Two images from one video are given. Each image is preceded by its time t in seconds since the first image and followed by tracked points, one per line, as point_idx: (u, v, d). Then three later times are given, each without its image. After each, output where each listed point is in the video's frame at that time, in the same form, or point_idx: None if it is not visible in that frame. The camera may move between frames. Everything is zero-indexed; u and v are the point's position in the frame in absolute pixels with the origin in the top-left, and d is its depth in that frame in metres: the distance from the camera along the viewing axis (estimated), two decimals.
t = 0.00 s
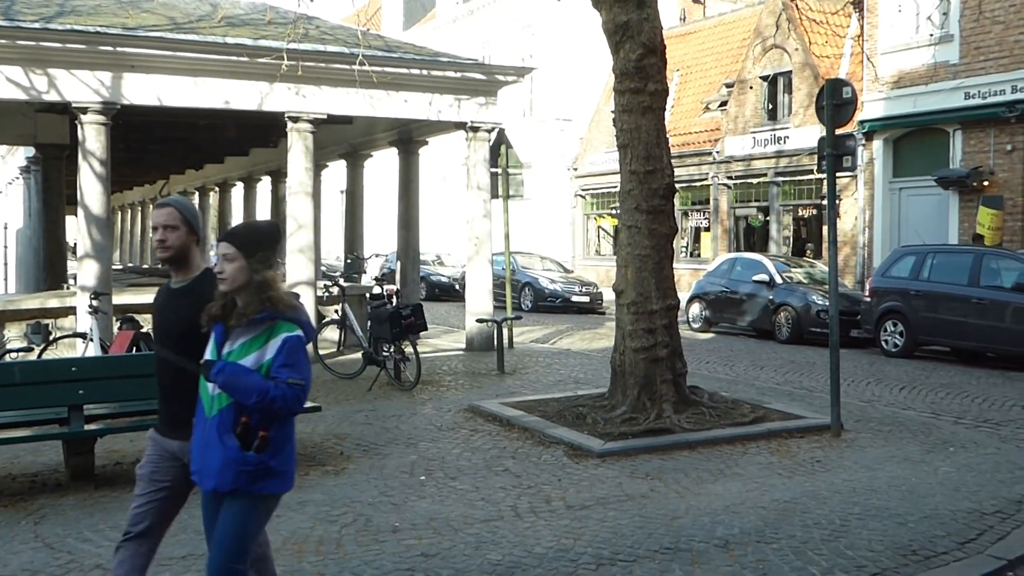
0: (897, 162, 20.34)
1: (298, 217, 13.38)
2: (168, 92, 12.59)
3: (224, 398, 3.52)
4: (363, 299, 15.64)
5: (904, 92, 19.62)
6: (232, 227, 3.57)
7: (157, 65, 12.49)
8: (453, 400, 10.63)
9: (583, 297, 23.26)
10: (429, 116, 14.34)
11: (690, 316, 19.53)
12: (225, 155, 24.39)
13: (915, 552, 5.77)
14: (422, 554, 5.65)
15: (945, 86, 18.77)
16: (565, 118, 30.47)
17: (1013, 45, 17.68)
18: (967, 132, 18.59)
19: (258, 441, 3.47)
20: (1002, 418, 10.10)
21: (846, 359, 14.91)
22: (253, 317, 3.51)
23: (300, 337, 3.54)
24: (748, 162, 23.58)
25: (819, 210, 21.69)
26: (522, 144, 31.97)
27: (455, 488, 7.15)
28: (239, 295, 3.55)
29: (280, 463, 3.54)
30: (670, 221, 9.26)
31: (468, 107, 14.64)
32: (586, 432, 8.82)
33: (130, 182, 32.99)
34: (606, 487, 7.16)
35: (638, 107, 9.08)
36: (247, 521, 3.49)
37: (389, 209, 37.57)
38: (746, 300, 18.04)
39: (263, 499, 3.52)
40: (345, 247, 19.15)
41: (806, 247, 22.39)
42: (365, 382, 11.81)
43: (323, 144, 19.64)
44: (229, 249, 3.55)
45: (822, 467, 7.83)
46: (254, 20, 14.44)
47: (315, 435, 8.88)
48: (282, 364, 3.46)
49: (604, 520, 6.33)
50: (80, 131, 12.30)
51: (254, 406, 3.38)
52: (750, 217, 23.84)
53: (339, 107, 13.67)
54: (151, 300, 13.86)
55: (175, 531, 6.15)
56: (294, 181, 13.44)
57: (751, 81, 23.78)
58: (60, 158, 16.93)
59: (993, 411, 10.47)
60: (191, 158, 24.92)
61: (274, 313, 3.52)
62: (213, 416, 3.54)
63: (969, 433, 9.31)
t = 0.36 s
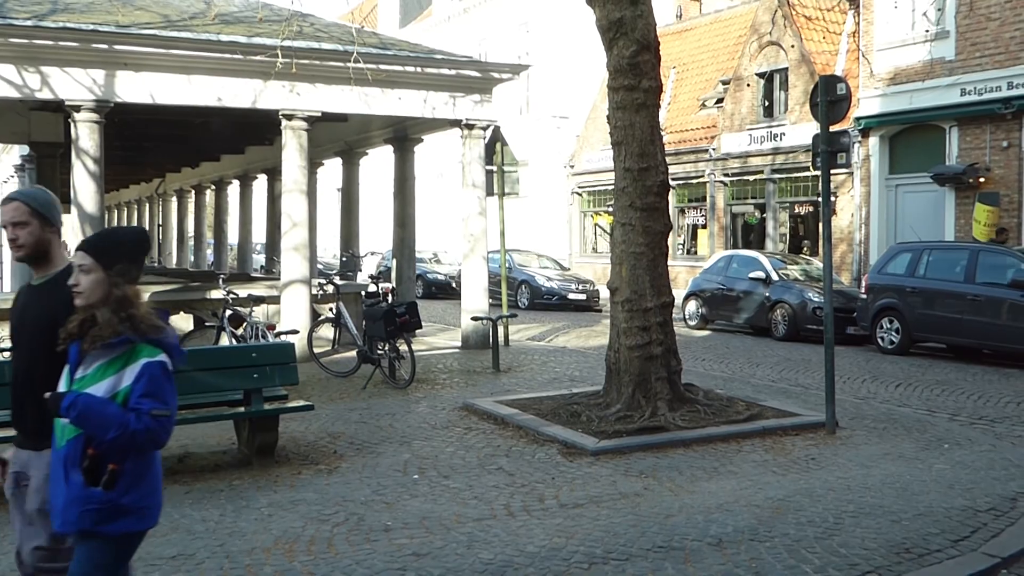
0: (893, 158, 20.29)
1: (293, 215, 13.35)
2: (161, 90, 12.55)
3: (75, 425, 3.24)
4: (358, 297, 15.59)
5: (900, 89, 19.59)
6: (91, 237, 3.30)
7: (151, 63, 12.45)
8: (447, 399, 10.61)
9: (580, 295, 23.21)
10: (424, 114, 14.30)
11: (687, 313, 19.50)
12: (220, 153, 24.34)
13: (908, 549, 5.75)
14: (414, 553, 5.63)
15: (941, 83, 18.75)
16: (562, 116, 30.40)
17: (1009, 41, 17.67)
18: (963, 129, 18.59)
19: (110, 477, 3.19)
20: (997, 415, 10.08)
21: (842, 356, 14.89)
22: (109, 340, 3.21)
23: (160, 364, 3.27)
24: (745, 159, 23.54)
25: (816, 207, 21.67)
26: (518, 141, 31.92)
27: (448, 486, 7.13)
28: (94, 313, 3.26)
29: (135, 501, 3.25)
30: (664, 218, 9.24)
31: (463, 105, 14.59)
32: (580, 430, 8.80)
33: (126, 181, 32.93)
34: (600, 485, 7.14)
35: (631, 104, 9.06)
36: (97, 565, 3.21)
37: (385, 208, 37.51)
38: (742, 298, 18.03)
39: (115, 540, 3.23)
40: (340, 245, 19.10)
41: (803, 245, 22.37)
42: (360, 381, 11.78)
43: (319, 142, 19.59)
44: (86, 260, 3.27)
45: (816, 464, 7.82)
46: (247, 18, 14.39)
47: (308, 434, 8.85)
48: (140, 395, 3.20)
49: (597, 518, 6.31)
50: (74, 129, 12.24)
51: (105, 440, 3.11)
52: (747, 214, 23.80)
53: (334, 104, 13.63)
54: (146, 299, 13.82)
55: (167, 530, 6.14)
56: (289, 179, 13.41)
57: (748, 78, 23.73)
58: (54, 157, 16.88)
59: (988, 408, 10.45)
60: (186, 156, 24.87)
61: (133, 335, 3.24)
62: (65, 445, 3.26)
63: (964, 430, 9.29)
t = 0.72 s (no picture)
0: (892, 156, 20.23)
1: (290, 214, 13.32)
2: (157, 89, 12.53)
3: None
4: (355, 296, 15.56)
5: (899, 86, 19.54)
6: None
7: (147, 62, 12.43)
8: (444, 398, 10.57)
9: (579, 294, 23.17)
10: (422, 113, 14.27)
11: (686, 311, 19.47)
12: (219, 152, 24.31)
13: (904, 549, 5.72)
14: (408, 553, 5.61)
15: (940, 80, 18.70)
16: (562, 114, 30.32)
17: (1008, 38, 17.63)
18: (962, 126, 18.55)
19: None
20: (996, 413, 10.05)
21: (841, 354, 14.86)
22: None
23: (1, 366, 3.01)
24: (744, 157, 23.47)
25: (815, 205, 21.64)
26: (517, 140, 31.88)
27: (444, 486, 7.10)
28: None
29: None
30: (661, 216, 9.22)
31: (461, 103, 14.56)
32: (577, 429, 8.77)
33: (125, 180, 32.91)
34: (596, 485, 7.11)
35: (628, 102, 9.02)
36: None
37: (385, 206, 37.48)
38: (741, 296, 18.00)
39: None
40: (339, 243, 19.07)
41: (803, 242, 22.34)
42: (357, 380, 11.76)
43: (317, 140, 19.56)
44: None
45: (813, 463, 7.80)
46: (244, 16, 14.35)
47: (305, 433, 8.82)
48: None
49: (593, 518, 6.28)
50: (70, 129, 12.21)
51: None
52: (746, 212, 23.76)
53: (331, 103, 13.60)
54: (143, 298, 13.79)
55: (160, 530, 6.12)
56: (286, 178, 13.38)
57: (747, 76, 23.67)
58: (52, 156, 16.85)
59: (987, 406, 10.42)
60: (185, 155, 24.84)
61: None
62: None
63: (962, 428, 9.26)
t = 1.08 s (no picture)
0: (890, 153, 20.17)
1: (285, 213, 13.28)
2: (152, 88, 12.49)
3: None
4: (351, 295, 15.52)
5: (896, 84, 19.48)
6: None
7: (142, 60, 12.38)
8: (439, 397, 10.54)
9: (577, 293, 23.13)
10: (417, 111, 14.22)
11: (684, 310, 19.44)
12: (216, 151, 24.27)
13: (898, 549, 5.68)
14: (398, 555, 5.58)
15: (938, 78, 18.65)
16: (560, 113, 30.18)
17: (1006, 36, 17.58)
18: (961, 124, 18.49)
19: None
20: (992, 412, 10.01)
21: (839, 353, 14.82)
22: None
23: None
24: (742, 155, 23.38)
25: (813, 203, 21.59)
26: (515, 138, 31.82)
27: (436, 487, 7.07)
28: None
29: None
30: (656, 215, 9.17)
31: (457, 102, 14.52)
32: (571, 429, 8.74)
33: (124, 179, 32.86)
34: (589, 485, 7.08)
35: (622, 100, 8.98)
36: None
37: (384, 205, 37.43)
38: (738, 295, 17.97)
39: None
40: (336, 242, 19.02)
41: (801, 241, 22.30)
42: (351, 380, 11.71)
43: (314, 139, 19.51)
44: None
45: (808, 463, 7.75)
46: (239, 15, 14.29)
47: (298, 433, 8.79)
48: None
49: (585, 519, 6.24)
50: (64, 128, 12.17)
51: None
52: (745, 211, 23.70)
53: (326, 102, 13.55)
54: (138, 298, 13.75)
55: (149, 531, 6.08)
56: (281, 176, 13.33)
57: (745, 75, 23.61)
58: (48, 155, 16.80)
59: (984, 405, 10.39)
60: (182, 155, 24.78)
61: None
62: None
63: (958, 427, 9.22)
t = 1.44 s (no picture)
0: (889, 153, 20.09)
1: (281, 212, 13.24)
2: (146, 87, 12.44)
3: None
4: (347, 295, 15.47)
5: (895, 83, 19.42)
6: None
7: (136, 59, 12.34)
8: (433, 398, 10.49)
9: (576, 292, 23.08)
10: (413, 110, 14.17)
11: (682, 309, 19.38)
12: (215, 150, 24.22)
13: (890, 553, 5.63)
14: (385, 558, 5.53)
15: (937, 77, 18.58)
16: (558, 112, 30.01)
17: (1005, 34, 17.51)
18: (959, 123, 18.42)
19: None
20: (989, 412, 9.94)
21: (837, 353, 14.76)
22: None
23: None
24: (741, 154, 23.32)
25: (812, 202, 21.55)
26: (514, 137, 31.76)
27: (426, 488, 7.02)
28: None
29: None
30: (650, 214, 9.12)
31: (453, 101, 14.44)
32: (564, 430, 8.68)
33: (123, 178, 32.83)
34: (580, 487, 7.02)
35: (616, 99, 8.92)
36: None
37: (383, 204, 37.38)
38: (736, 294, 17.91)
39: None
40: (333, 242, 18.98)
41: (800, 240, 22.24)
42: (346, 380, 11.66)
43: (312, 138, 19.46)
44: None
45: (802, 464, 7.70)
46: (235, 13, 14.23)
47: (290, 434, 8.75)
48: None
49: (575, 521, 6.18)
50: (57, 127, 12.12)
51: None
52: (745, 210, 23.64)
53: (321, 101, 13.49)
54: (133, 297, 13.70)
55: (135, 534, 6.03)
56: (276, 176, 13.30)
57: (744, 73, 23.55)
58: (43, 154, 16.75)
59: (981, 406, 10.33)
60: (180, 154, 24.73)
61: None
62: None
63: (955, 428, 9.17)
